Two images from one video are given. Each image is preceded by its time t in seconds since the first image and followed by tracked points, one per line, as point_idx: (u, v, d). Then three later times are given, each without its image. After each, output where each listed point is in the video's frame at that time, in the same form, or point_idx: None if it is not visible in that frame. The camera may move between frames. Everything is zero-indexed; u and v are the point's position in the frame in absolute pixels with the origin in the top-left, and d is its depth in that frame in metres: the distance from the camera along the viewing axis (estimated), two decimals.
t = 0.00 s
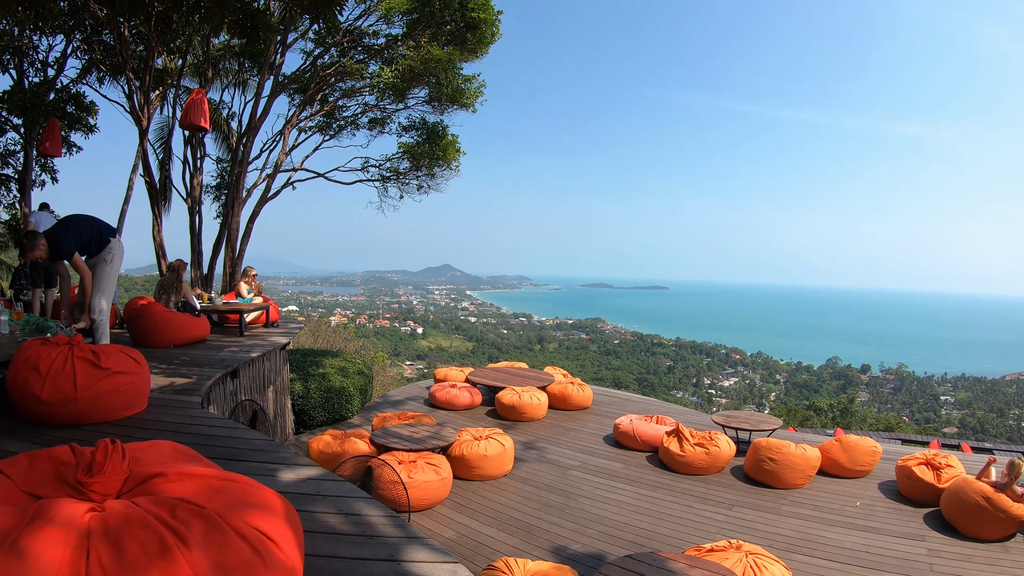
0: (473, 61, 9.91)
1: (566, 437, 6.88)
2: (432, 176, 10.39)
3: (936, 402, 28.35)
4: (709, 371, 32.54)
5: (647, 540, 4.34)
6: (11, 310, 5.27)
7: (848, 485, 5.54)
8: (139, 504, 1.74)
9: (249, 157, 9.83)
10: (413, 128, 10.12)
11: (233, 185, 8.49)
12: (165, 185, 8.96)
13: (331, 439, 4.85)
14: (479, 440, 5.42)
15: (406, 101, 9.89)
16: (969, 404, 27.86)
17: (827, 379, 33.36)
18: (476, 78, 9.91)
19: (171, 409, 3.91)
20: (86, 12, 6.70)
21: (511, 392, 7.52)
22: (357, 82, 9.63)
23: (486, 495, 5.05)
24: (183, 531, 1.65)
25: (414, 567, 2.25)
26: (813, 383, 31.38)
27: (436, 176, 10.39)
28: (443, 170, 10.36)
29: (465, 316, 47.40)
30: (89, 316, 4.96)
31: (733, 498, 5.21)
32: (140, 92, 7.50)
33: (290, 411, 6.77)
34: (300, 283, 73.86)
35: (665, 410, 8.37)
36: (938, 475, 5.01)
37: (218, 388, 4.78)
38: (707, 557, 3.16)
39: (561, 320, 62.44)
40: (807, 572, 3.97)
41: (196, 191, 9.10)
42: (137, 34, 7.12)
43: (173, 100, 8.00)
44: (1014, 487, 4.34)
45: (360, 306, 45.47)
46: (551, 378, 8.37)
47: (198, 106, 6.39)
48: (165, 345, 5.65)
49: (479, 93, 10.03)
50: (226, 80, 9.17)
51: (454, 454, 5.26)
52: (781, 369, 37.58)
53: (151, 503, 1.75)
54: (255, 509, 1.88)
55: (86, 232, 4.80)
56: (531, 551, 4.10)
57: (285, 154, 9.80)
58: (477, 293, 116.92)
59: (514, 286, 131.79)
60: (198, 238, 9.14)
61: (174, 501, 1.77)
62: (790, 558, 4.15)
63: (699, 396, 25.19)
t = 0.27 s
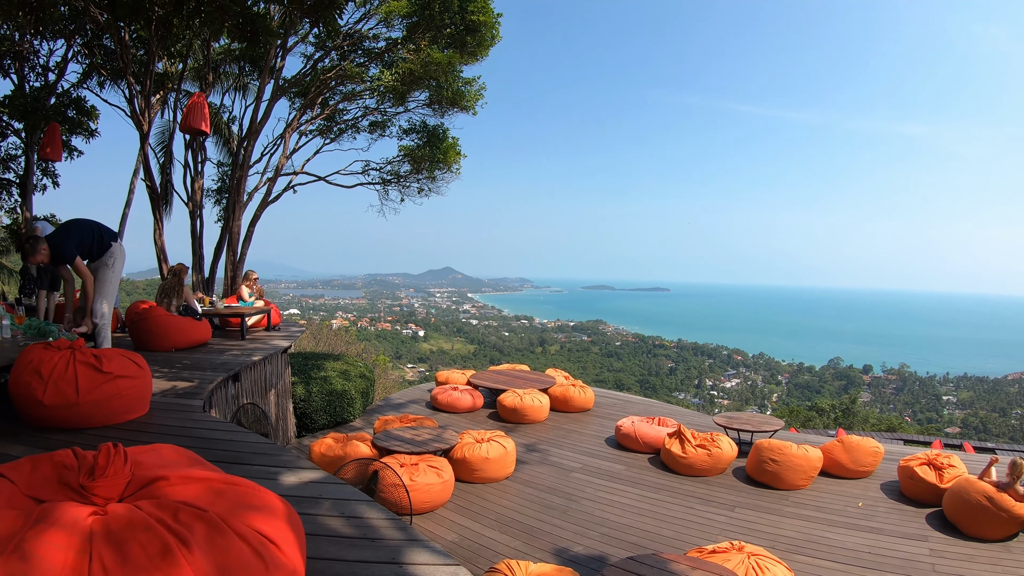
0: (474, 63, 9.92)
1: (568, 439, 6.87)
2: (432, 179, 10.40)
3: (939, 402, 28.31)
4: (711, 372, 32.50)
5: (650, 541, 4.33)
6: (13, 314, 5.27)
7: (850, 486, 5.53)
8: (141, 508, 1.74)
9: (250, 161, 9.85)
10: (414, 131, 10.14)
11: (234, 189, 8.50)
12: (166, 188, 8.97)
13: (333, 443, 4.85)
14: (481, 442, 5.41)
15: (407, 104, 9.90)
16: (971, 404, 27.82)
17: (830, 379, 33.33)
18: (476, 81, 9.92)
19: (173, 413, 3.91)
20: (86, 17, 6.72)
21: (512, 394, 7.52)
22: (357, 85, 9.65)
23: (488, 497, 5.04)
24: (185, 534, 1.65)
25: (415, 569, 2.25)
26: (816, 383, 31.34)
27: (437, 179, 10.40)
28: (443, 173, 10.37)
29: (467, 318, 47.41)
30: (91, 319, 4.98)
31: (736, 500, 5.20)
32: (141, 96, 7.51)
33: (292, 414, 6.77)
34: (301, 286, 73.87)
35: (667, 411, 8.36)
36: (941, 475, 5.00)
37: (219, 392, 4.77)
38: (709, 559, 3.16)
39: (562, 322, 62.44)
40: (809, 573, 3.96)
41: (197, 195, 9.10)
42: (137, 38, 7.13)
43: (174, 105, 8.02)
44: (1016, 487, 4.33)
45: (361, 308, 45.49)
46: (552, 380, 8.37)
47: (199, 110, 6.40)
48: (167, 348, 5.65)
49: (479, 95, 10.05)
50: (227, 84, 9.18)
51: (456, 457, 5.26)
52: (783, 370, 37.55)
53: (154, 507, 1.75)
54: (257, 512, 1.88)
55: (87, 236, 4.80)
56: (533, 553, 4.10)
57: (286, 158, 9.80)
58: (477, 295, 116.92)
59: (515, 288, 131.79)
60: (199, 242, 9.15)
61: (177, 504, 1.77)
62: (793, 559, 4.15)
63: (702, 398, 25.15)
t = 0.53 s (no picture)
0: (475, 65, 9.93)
1: (571, 440, 6.87)
2: (435, 180, 10.40)
3: (942, 402, 28.24)
4: (715, 372, 32.45)
5: (653, 542, 4.33)
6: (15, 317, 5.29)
7: (854, 485, 5.53)
8: (145, 509, 1.75)
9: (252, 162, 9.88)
10: (416, 132, 10.16)
11: (237, 191, 8.51)
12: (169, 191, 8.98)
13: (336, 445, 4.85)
14: (484, 443, 5.42)
15: (409, 106, 9.91)
16: (975, 403, 27.75)
17: (833, 379, 33.26)
18: (478, 82, 9.93)
19: (176, 415, 3.92)
20: (88, 20, 6.76)
21: (515, 395, 7.51)
22: (359, 87, 9.66)
23: (492, 499, 5.04)
24: (188, 536, 1.66)
25: (417, 570, 2.25)
26: (819, 383, 31.29)
27: (439, 180, 10.40)
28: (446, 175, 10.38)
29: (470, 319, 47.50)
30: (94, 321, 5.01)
31: (740, 500, 5.19)
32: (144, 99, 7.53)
33: (295, 416, 6.78)
34: (303, 288, 73.92)
35: (670, 412, 8.36)
36: (944, 475, 4.99)
37: (221, 394, 4.77)
38: (712, 559, 3.15)
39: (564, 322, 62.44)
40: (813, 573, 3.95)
41: (200, 197, 9.12)
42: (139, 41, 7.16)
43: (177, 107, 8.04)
44: (1020, 486, 4.32)
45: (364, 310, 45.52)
46: (555, 381, 8.37)
47: (201, 113, 6.42)
48: (170, 351, 5.66)
49: (481, 97, 10.05)
50: (229, 86, 9.21)
51: (460, 458, 5.25)
52: (786, 370, 37.50)
53: (158, 509, 1.76)
54: (260, 513, 1.89)
55: (91, 242, 4.82)
56: (536, 554, 4.09)
57: (288, 160, 9.82)
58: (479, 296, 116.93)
59: (517, 289, 131.81)
60: (202, 244, 9.16)
61: (180, 506, 1.78)
62: (797, 560, 4.14)
63: (705, 399, 25.14)
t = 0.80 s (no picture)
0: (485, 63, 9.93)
1: (582, 438, 6.87)
2: (445, 178, 10.41)
3: (954, 400, 28.03)
4: (725, 371, 32.34)
5: (663, 541, 4.32)
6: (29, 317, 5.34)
7: (865, 485, 5.50)
8: (155, 507, 1.76)
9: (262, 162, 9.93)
10: (426, 130, 10.17)
11: (247, 190, 8.55)
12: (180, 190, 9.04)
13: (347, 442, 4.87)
14: (495, 441, 5.42)
15: (419, 105, 9.92)
16: (986, 402, 27.52)
17: (844, 378, 33.07)
18: (487, 80, 9.93)
19: (187, 413, 3.95)
20: (98, 21, 6.80)
21: (526, 393, 7.52)
22: (369, 86, 9.69)
23: (502, 497, 5.05)
24: (198, 534, 1.67)
25: (427, 569, 2.25)
26: (829, 382, 31.13)
27: (450, 178, 10.42)
28: (456, 173, 10.38)
29: (478, 317, 47.59)
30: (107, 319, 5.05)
31: (750, 499, 5.18)
32: (154, 99, 7.57)
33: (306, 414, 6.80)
34: (310, 287, 74.25)
35: (681, 410, 8.34)
36: (956, 474, 4.95)
37: (232, 391, 4.77)
38: (722, 558, 3.15)
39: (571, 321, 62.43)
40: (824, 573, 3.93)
41: (211, 196, 9.16)
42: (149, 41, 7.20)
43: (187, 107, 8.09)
44: None
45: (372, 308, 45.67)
46: (565, 379, 8.37)
47: (213, 113, 6.45)
48: (182, 349, 5.69)
49: (491, 95, 10.04)
50: (240, 85, 9.26)
51: (470, 456, 5.26)
52: (797, 368, 37.31)
53: (168, 506, 1.77)
54: (270, 511, 1.90)
55: (103, 248, 4.83)
56: (546, 553, 4.09)
57: (299, 159, 9.86)
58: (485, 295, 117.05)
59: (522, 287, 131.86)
60: (213, 243, 9.20)
61: (190, 504, 1.79)
62: (807, 559, 4.12)
63: (716, 396, 25.08)
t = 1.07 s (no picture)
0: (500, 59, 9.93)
1: (599, 434, 6.86)
2: (461, 174, 10.42)
3: (974, 397, 27.67)
4: (743, 366, 32.12)
5: (679, 537, 4.30)
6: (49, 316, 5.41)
7: (884, 481, 5.45)
8: (169, 502, 1.78)
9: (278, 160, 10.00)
10: (442, 127, 10.18)
11: (264, 188, 8.61)
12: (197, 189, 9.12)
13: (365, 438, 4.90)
14: (512, 437, 5.42)
15: (434, 101, 9.92)
16: (1007, 399, 27.12)
17: (862, 373, 32.74)
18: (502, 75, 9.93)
19: (205, 409, 3.99)
20: (114, 22, 6.87)
21: (543, 389, 7.52)
22: (384, 83, 9.71)
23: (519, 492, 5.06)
24: (211, 529, 1.68)
25: (442, 565, 2.26)
26: (847, 378, 30.86)
27: (466, 174, 10.42)
28: (472, 169, 10.38)
29: (491, 313, 47.72)
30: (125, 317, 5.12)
31: (768, 495, 5.15)
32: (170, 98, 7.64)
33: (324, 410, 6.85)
34: (322, 285, 74.74)
35: (699, 406, 8.30)
36: (976, 471, 4.89)
37: (250, 387, 4.82)
38: (740, 555, 3.13)
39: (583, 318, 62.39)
40: (842, 570, 3.90)
41: (228, 194, 9.23)
42: (165, 41, 7.27)
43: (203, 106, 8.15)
44: None
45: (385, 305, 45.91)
46: (582, 375, 8.37)
47: (230, 112, 6.50)
48: (200, 346, 5.75)
49: (506, 90, 10.02)
50: (255, 84, 9.32)
51: (487, 452, 5.27)
52: (816, 364, 36.97)
53: (182, 502, 1.79)
54: (282, 506, 1.91)
55: (125, 247, 4.89)
56: (563, 548, 4.09)
57: (315, 157, 9.91)
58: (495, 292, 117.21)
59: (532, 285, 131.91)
60: (230, 241, 9.27)
61: (204, 499, 1.80)
62: (825, 556, 4.09)
63: (733, 392, 24.98)
